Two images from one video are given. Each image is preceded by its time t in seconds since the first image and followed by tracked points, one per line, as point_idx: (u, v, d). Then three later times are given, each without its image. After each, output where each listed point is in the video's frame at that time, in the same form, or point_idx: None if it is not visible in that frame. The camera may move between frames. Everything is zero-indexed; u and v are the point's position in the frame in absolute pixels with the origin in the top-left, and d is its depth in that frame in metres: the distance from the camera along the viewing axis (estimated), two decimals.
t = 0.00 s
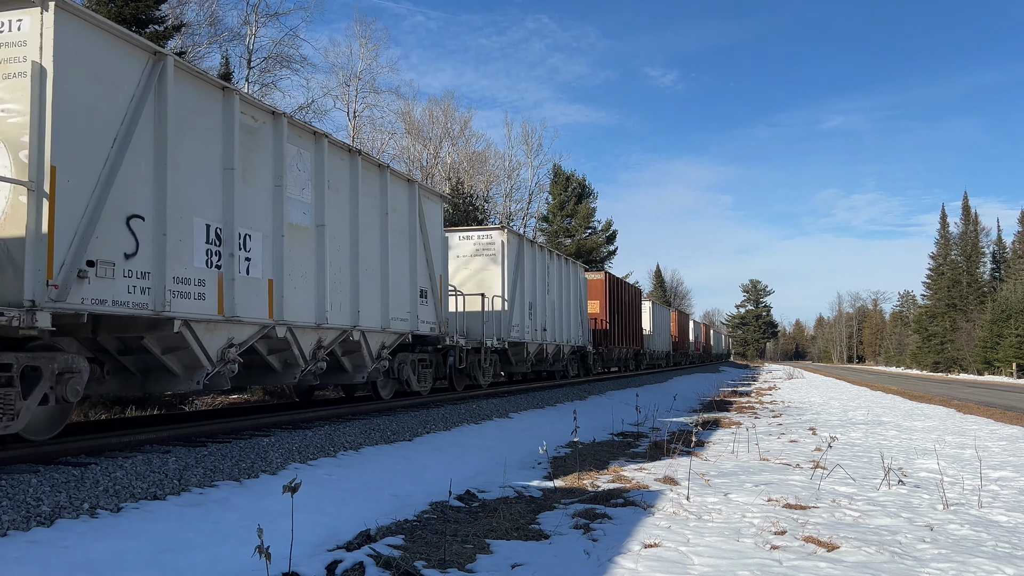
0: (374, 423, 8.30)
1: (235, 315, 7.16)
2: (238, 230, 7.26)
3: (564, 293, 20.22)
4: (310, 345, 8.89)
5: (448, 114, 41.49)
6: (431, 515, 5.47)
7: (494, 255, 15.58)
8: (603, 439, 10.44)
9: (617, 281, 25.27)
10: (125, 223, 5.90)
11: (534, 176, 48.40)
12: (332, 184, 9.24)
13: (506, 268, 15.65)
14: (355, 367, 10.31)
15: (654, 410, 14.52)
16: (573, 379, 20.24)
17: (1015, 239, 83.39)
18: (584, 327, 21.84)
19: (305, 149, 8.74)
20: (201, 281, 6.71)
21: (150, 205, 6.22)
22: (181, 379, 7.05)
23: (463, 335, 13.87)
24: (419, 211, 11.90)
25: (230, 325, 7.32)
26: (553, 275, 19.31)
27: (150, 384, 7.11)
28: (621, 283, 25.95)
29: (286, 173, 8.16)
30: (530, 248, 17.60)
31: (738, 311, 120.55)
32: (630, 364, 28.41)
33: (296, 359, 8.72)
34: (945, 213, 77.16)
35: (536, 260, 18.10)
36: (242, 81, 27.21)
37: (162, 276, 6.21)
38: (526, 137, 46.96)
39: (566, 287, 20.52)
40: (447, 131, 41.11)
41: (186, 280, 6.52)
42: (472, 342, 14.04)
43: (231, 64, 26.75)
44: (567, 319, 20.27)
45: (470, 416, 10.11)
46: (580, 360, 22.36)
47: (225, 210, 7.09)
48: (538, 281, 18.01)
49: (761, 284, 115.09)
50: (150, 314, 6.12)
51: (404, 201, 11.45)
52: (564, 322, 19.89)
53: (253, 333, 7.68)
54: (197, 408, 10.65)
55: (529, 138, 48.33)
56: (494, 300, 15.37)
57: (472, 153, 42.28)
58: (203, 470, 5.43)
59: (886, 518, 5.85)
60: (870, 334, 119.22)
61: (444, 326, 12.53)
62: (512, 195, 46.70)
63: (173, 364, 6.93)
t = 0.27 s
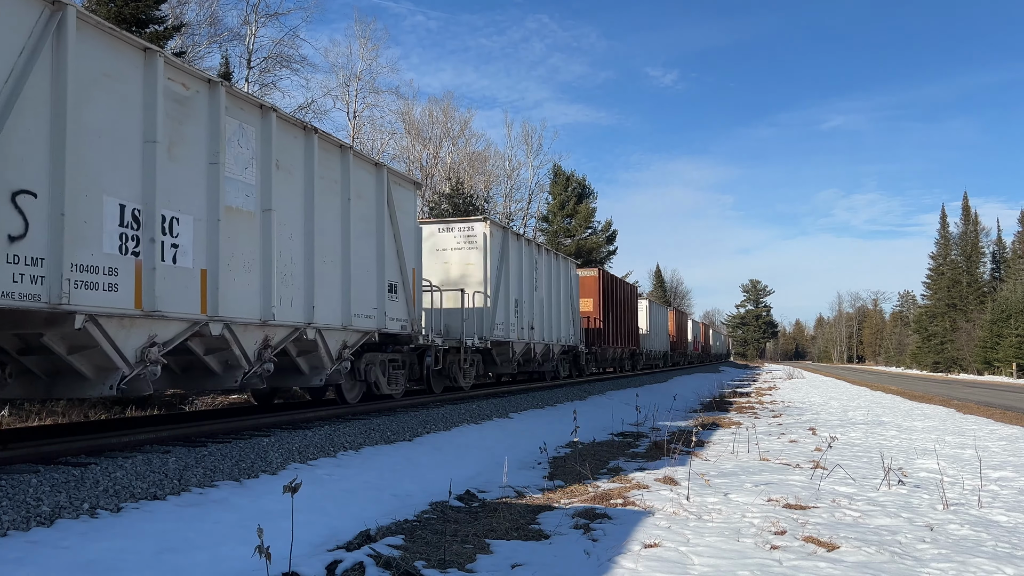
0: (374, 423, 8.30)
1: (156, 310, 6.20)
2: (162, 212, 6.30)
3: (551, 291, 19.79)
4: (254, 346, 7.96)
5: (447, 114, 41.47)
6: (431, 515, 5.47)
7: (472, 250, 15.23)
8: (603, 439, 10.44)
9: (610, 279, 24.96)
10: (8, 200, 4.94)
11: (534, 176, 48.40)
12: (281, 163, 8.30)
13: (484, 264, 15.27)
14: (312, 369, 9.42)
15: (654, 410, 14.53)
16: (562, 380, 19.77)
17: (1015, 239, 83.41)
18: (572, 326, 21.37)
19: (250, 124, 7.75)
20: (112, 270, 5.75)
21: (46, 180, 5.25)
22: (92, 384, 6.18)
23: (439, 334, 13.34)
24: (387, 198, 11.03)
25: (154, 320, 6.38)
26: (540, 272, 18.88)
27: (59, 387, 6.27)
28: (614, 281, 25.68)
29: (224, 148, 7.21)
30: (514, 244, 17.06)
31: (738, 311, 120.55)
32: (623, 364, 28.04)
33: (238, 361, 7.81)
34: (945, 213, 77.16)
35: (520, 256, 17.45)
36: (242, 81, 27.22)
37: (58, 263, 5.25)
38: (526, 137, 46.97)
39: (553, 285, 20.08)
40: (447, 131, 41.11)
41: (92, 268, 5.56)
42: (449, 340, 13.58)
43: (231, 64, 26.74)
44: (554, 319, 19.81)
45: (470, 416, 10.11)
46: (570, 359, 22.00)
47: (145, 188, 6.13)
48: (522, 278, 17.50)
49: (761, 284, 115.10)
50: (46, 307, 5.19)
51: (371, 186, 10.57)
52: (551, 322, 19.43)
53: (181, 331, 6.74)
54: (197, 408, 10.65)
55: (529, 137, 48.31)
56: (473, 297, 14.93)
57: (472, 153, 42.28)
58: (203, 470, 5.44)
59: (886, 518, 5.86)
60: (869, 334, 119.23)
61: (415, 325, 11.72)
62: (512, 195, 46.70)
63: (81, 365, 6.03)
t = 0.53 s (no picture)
0: (374, 423, 8.29)
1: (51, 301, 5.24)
2: (59, 188, 5.33)
3: (540, 287, 19.00)
4: (184, 345, 6.96)
5: (447, 114, 41.46)
6: (431, 515, 5.46)
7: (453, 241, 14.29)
8: (602, 439, 10.44)
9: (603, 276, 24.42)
10: None
11: (533, 176, 48.38)
12: (220, 138, 7.31)
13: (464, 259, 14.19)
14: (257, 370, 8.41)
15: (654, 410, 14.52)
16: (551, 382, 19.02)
17: (1015, 239, 83.41)
18: (561, 324, 20.55)
19: (181, 93, 6.77)
20: None
21: None
22: None
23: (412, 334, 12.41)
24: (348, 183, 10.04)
25: (49, 312, 5.38)
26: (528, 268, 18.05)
27: None
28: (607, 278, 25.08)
29: (143, 116, 6.22)
30: (497, 237, 16.11)
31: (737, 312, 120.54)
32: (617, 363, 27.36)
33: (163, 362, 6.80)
34: (945, 213, 77.15)
35: (505, 250, 16.53)
36: (242, 81, 27.22)
37: None
38: (526, 137, 46.98)
39: (542, 282, 19.30)
40: (447, 131, 41.09)
41: None
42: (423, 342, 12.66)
43: (231, 63, 26.74)
44: (542, 316, 18.87)
45: (470, 416, 10.11)
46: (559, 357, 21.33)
47: (36, 159, 5.17)
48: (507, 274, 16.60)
49: (761, 284, 115.09)
50: None
51: (328, 168, 9.58)
52: (538, 319, 18.61)
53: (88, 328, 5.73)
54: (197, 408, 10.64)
55: (528, 137, 48.28)
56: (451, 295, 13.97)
57: (472, 153, 42.27)
58: (203, 470, 5.44)
59: (886, 518, 5.85)
60: (869, 334, 119.23)
61: (379, 321, 10.71)
62: (512, 195, 46.70)
63: None
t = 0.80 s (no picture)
0: (374, 424, 8.29)
1: None
2: None
3: (529, 284, 17.57)
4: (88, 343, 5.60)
5: (447, 114, 41.42)
6: (431, 515, 5.46)
7: (428, 233, 12.76)
8: (603, 439, 10.44)
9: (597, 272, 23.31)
10: None
11: (534, 176, 48.36)
12: (144, 108, 6.03)
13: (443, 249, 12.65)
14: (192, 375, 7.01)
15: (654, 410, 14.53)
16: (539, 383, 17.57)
17: (1015, 238, 83.41)
18: (551, 322, 19.05)
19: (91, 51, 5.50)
20: None
21: None
22: None
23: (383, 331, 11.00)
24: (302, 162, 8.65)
25: None
26: (514, 263, 16.61)
27: None
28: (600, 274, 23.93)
29: (33, 73, 4.95)
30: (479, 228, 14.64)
31: (738, 312, 120.55)
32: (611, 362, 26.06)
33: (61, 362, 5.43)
34: (945, 213, 77.13)
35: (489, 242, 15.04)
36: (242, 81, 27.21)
37: None
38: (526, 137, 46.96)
39: (533, 278, 17.88)
40: (447, 131, 41.06)
41: None
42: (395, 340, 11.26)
43: (231, 63, 26.72)
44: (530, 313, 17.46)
45: (470, 416, 10.11)
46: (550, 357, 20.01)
47: None
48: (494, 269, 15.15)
49: (761, 284, 115.06)
50: None
51: (280, 144, 8.21)
52: (526, 316, 17.11)
53: None
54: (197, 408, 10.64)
55: (528, 137, 48.25)
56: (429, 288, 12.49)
57: (472, 153, 42.25)
58: (203, 470, 5.44)
59: (886, 518, 5.85)
60: (869, 334, 119.27)
61: (342, 320, 9.32)
62: (512, 195, 46.68)
63: None
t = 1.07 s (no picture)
0: (374, 424, 8.29)
1: None
2: None
3: (515, 279, 16.19)
4: None
5: (447, 114, 41.40)
6: (431, 515, 5.46)
7: (400, 222, 11.22)
8: (603, 439, 10.44)
9: (588, 269, 22.24)
10: None
11: (534, 176, 48.34)
12: (38, 65, 4.95)
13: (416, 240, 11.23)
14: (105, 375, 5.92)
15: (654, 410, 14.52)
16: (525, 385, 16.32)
17: (1015, 238, 83.40)
18: (538, 320, 17.71)
19: None
20: None
21: None
22: None
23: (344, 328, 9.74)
24: (242, 137, 7.48)
25: None
26: (498, 256, 15.23)
27: None
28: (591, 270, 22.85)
29: None
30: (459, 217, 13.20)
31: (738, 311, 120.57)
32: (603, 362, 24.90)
33: None
34: (945, 213, 77.13)
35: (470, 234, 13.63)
36: (242, 82, 27.23)
37: None
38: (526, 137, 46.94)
39: (519, 273, 16.51)
40: (447, 131, 41.06)
41: None
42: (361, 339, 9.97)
43: (231, 63, 26.74)
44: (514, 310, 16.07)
45: (470, 416, 10.11)
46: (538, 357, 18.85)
47: None
48: (475, 263, 13.81)
49: (761, 284, 115.06)
50: None
51: (215, 115, 7.05)
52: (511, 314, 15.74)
53: None
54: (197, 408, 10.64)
55: (528, 137, 48.23)
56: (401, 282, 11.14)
57: (472, 153, 42.23)
58: (203, 470, 5.44)
59: (886, 518, 5.85)
60: (869, 334, 119.27)
61: (290, 313, 8.13)
62: (512, 195, 46.67)
63: None
